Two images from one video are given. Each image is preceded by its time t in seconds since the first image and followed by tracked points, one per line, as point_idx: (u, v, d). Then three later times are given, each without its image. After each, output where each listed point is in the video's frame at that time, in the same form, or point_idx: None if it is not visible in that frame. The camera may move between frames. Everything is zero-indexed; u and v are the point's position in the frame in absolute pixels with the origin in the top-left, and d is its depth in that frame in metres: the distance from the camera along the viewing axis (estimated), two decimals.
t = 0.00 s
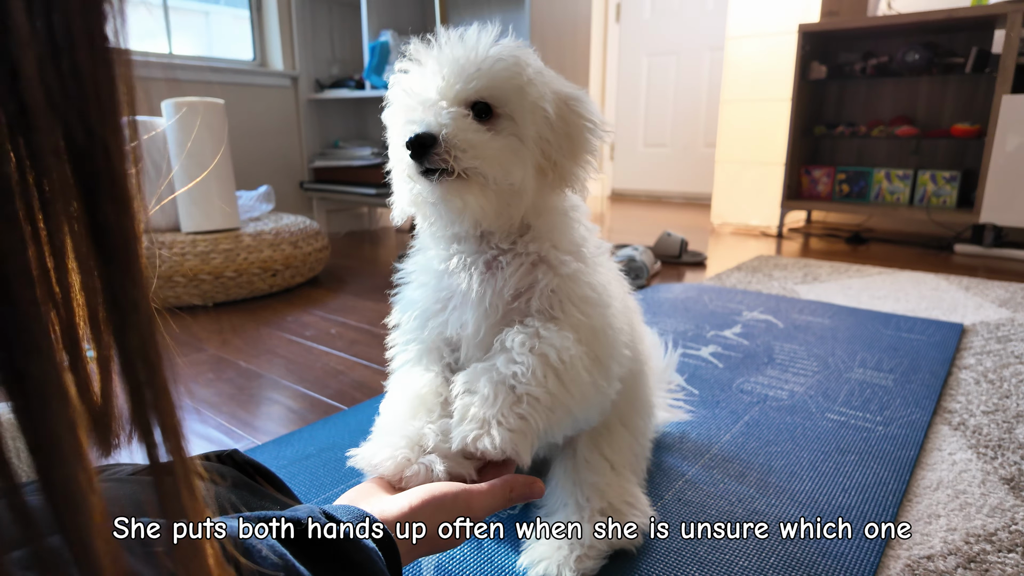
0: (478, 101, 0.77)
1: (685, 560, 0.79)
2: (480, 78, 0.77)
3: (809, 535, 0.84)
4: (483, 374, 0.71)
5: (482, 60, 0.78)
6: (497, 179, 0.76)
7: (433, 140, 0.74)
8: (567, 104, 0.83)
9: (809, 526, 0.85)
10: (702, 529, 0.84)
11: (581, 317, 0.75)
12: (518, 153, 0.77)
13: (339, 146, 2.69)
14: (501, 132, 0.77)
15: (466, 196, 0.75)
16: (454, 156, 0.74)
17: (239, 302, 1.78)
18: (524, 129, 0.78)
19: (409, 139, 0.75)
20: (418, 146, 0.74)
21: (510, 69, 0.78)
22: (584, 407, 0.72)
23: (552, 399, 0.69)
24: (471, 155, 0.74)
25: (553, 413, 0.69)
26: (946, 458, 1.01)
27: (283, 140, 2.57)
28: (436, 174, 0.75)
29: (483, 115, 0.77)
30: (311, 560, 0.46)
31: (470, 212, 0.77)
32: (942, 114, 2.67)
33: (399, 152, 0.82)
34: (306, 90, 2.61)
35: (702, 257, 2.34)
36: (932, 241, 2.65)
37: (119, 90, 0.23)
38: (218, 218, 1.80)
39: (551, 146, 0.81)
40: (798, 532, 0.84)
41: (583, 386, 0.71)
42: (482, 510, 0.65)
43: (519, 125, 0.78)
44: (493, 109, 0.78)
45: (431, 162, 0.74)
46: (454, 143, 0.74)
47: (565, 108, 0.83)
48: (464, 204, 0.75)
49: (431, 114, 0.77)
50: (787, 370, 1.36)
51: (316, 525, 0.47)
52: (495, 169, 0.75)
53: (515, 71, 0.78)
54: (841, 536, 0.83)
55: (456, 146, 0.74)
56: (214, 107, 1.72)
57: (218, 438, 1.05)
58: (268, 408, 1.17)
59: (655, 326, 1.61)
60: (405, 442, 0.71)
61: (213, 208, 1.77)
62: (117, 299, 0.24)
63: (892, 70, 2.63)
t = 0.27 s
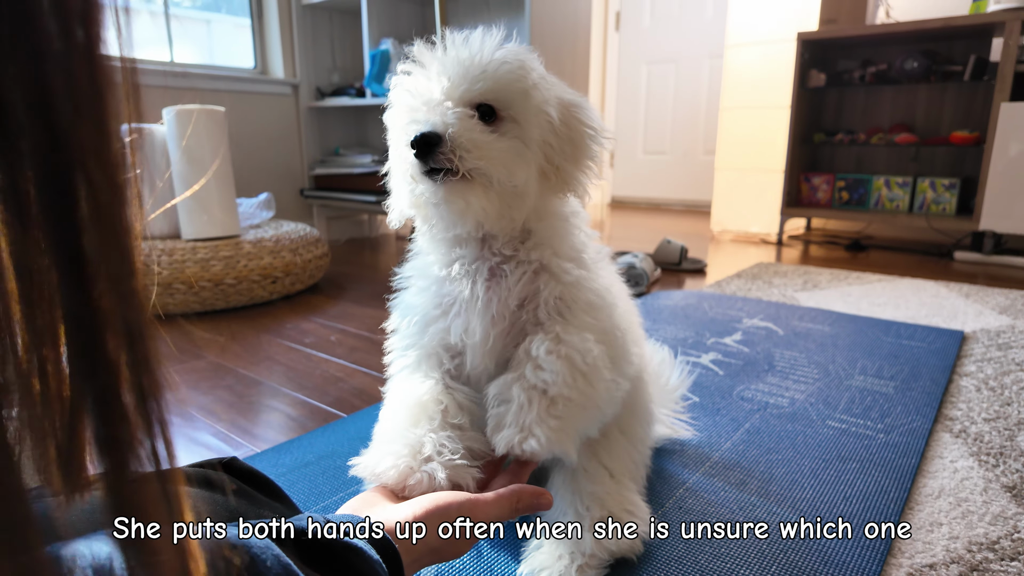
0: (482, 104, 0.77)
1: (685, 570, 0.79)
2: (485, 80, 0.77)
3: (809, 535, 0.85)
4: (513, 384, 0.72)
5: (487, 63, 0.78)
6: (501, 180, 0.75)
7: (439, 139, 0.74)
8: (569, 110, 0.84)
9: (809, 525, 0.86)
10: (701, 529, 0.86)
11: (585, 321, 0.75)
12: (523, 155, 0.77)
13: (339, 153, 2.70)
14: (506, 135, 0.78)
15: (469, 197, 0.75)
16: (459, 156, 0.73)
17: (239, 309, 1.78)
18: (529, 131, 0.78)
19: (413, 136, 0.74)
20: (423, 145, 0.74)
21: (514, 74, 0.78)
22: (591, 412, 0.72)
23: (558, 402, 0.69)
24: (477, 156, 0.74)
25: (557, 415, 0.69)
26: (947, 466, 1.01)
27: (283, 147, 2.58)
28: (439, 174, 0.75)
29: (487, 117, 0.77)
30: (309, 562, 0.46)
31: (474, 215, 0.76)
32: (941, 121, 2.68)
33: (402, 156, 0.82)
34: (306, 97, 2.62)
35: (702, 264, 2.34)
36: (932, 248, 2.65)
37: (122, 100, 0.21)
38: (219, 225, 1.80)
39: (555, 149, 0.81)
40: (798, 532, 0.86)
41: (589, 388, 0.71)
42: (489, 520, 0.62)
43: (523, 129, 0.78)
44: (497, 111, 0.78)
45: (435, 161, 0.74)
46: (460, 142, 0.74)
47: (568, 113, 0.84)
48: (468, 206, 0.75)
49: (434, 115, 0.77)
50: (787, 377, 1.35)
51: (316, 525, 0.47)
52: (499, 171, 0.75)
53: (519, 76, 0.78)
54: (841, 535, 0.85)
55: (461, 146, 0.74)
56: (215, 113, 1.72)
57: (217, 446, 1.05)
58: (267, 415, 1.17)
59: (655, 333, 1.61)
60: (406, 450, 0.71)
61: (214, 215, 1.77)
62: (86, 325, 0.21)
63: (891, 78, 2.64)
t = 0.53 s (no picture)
0: (456, 124, 0.76)
1: (686, 571, 0.79)
2: (457, 94, 0.76)
3: (808, 535, 0.85)
4: (520, 377, 0.73)
5: (457, 75, 0.76)
6: (494, 190, 0.75)
7: (421, 178, 0.74)
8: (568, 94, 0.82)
9: (809, 526, 0.86)
10: (701, 528, 0.86)
11: (591, 323, 0.75)
12: (514, 159, 0.76)
13: (340, 154, 2.70)
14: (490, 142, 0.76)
15: (471, 217, 0.76)
16: (449, 182, 0.74)
17: (238, 310, 1.78)
18: (511, 136, 0.77)
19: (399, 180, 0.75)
20: (410, 187, 0.75)
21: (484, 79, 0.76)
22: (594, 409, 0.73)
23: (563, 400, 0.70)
24: (467, 177, 0.74)
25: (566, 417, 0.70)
26: (947, 467, 1.01)
27: (284, 148, 2.58)
28: (436, 204, 0.75)
29: (462, 132, 0.77)
30: (310, 562, 0.46)
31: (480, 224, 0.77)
32: (941, 122, 2.68)
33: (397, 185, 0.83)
34: (307, 98, 2.62)
35: (702, 265, 2.34)
36: (932, 249, 2.65)
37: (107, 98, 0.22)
38: (219, 226, 1.80)
39: (544, 135, 0.80)
40: (798, 532, 0.86)
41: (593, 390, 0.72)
42: (493, 521, 0.62)
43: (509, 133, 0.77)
44: (472, 123, 0.77)
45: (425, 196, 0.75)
46: (447, 168, 0.74)
47: (564, 96, 0.82)
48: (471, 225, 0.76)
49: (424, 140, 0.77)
50: (787, 378, 1.35)
51: (316, 526, 0.47)
52: (494, 184, 0.75)
53: (492, 81, 0.76)
54: (841, 536, 0.85)
55: (444, 173, 0.74)
56: (215, 115, 1.73)
57: (217, 447, 1.04)
58: (267, 416, 1.17)
59: (655, 333, 1.61)
60: (415, 444, 0.71)
61: (214, 216, 1.77)
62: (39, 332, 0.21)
63: (891, 79, 2.64)
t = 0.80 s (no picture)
0: (432, 137, 0.76)
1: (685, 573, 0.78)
2: (433, 107, 0.75)
3: (808, 535, 0.85)
4: (533, 370, 0.74)
5: (431, 87, 0.76)
6: (479, 199, 0.75)
7: (407, 196, 0.74)
8: (545, 92, 0.81)
9: (809, 526, 0.86)
10: (701, 529, 0.86)
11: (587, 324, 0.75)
12: (495, 166, 0.76)
13: (340, 156, 2.70)
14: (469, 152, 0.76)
15: (461, 226, 0.76)
16: (430, 197, 0.73)
17: (238, 312, 1.78)
18: (490, 143, 0.76)
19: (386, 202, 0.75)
20: (398, 206, 0.74)
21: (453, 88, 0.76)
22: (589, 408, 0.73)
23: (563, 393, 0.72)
24: (449, 190, 0.74)
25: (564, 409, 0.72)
26: (946, 469, 1.01)
27: (284, 150, 2.58)
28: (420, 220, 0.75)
29: (442, 142, 0.76)
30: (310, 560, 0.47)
31: (473, 230, 0.77)
32: (940, 124, 2.69)
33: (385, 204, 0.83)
34: (306, 99, 2.62)
35: (702, 266, 2.34)
36: (932, 250, 2.65)
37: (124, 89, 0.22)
38: (218, 228, 1.80)
39: (520, 136, 0.79)
40: (798, 532, 0.86)
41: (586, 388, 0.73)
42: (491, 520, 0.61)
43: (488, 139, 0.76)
44: (450, 132, 0.76)
45: (412, 214, 0.74)
46: (428, 183, 0.74)
47: (539, 94, 0.80)
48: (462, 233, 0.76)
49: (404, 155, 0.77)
50: (787, 379, 1.35)
51: (316, 525, 0.48)
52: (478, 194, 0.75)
53: (464, 89, 0.76)
54: (841, 536, 0.85)
55: (430, 187, 0.73)
56: (214, 115, 1.72)
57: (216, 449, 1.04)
58: (267, 418, 1.17)
59: (655, 335, 1.61)
60: (411, 444, 0.71)
61: (213, 217, 1.77)
62: (2, 277, 0.15)
63: (890, 80, 2.64)
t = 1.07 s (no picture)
0: (459, 113, 0.77)
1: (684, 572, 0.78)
2: (466, 86, 0.77)
3: (809, 535, 0.85)
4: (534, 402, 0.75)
5: (465, 68, 0.78)
6: (491, 189, 0.76)
7: (422, 158, 0.75)
8: (556, 105, 0.83)
9: (809, 525, 0.86)
10: (701, 529, 0.86)
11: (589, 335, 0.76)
12: (511, 159, 0.77)
13: (340, 155, 2.70)
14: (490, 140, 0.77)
15: (461, 209, 0.75)
16: (443, 171, 0.74)
17: (238, 311, 1.78)
18: (513, 134, 0.78)
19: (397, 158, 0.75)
20: (410, 166, 0.75)
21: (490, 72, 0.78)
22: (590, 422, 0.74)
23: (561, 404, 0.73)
24: (461, 168, 0.74)
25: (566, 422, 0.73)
26: (946, 468, 1.00)
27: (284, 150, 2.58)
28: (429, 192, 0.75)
29: (468, 124, 0.78)
30: (305, 560, 0.46)
31: (468, 224, 0.77)
32: (940, 123, 2.69)
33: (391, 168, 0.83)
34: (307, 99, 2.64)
35: (702, 266, 2.34)
36: (932, 250, 2.64)
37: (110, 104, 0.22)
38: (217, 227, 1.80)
39: (541, 146, 0.81)
40: (798, 531, 0.86)
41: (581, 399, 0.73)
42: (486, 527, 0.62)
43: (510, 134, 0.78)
44: (478, 116, 0.78)
45: (422, 179, 0.75)
46: (442, 157, 0.74)
47: (554, 108, 0.82)
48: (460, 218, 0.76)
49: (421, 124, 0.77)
50: (787, 379, 1.35)
51: (316, 526, 0.47)
52: (489, 180, 0.75)
53: (496, 76, 0.78)
54: (841, 536, 0.85)
55: (445, 161, 0.74)
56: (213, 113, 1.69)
57: (216, 448, 1.05)
58: (267, 417, 1.17)
59: (655, 334, 1.61)
60: (406, 454, 0.70)
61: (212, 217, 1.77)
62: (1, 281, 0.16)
63: (890, 80, 2.64)
